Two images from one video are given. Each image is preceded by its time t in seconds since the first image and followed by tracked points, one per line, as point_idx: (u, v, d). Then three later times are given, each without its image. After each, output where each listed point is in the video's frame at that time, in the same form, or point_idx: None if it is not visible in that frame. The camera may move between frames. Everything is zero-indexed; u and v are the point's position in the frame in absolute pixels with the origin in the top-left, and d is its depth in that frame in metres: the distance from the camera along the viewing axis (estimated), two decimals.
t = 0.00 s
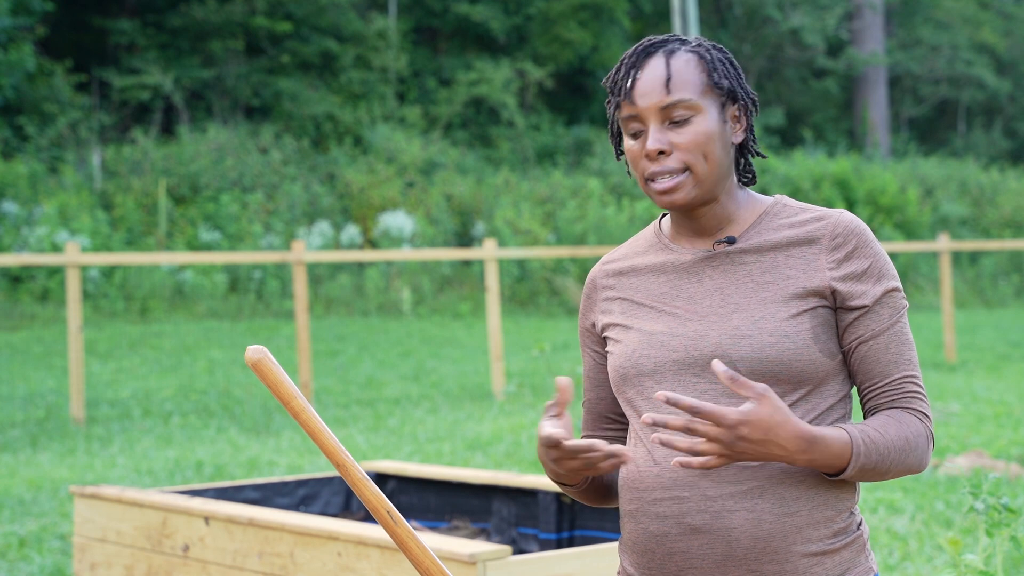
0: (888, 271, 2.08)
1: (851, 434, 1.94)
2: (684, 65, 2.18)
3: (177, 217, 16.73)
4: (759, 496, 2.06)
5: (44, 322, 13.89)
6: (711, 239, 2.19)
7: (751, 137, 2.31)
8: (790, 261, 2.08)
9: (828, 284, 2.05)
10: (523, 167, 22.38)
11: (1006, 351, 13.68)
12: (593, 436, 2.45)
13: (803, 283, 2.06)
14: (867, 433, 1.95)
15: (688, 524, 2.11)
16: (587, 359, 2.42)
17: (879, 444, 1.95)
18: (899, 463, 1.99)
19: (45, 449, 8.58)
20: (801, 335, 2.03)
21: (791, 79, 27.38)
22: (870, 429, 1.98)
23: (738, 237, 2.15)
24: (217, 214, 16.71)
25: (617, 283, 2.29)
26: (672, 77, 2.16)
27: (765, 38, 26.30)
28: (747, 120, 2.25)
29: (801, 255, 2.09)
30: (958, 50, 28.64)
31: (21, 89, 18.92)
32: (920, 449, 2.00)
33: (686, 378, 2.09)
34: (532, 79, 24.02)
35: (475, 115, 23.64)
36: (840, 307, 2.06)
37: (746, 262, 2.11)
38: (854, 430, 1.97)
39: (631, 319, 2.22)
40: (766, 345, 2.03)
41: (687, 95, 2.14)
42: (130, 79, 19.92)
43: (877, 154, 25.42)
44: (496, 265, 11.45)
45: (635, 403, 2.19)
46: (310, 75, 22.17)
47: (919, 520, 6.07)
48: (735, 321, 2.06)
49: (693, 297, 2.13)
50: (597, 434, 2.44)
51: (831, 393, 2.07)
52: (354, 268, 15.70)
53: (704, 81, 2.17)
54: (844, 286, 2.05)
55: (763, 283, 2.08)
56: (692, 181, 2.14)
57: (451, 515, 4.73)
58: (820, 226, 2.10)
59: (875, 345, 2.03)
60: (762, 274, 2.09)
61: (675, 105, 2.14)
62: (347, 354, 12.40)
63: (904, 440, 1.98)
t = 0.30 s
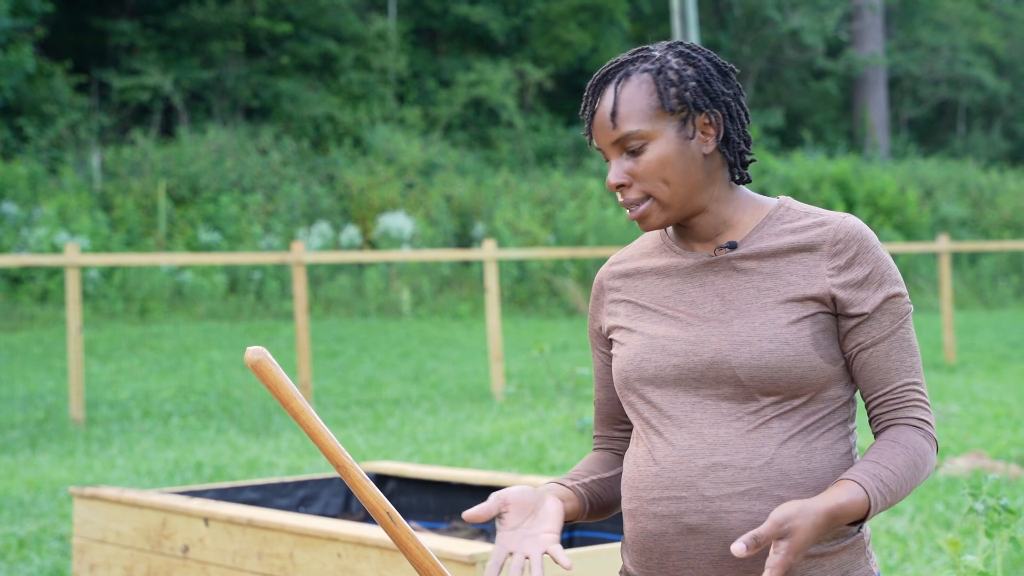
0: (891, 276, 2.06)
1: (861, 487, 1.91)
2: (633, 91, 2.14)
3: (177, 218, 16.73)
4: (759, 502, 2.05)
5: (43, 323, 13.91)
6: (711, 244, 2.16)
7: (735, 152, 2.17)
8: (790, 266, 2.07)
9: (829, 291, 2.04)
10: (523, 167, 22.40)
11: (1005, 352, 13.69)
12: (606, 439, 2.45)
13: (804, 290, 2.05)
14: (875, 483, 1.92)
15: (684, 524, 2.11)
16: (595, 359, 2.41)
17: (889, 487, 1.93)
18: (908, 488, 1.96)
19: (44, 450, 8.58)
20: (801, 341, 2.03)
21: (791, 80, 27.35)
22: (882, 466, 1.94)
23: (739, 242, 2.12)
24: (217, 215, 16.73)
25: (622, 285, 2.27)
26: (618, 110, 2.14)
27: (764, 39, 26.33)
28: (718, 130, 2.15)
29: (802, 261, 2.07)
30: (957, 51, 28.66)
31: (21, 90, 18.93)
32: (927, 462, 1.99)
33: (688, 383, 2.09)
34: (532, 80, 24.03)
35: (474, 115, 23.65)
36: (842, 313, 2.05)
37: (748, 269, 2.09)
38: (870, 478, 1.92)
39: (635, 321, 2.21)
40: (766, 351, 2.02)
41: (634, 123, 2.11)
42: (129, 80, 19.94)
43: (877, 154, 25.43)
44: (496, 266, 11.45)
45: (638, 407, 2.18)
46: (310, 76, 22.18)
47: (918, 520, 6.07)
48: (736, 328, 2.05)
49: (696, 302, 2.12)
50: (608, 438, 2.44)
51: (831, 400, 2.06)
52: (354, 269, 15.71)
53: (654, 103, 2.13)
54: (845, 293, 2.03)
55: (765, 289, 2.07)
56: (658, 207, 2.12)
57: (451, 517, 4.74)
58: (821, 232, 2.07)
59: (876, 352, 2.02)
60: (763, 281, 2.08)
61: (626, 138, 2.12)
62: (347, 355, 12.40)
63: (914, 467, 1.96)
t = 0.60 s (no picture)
0: (887, 272, 2.05)
1: (849, 486, 1.91)
2: (618, 100, 2.15)
3: (176, 219, 16.72)
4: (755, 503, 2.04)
5: (43, 324, 13.92)
6: (707, 248, 2.15)
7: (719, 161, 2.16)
8: (785, 267, 2.06)
9: (823, 291, 2.03)
10: (522, 169, 22.41)
11: (1005, 353, 13.68)
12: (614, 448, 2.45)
13: (796, 289, 2.04)
14: (865, 481, 1.91)
15: (681, 525, 2.11)
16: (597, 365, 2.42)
17: (879, 485, 1.92)
18: (904, 485, 1.96)
19: (44, 451, 8.57)
20: (796, 342, 2.02)
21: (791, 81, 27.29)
22: (873, 466, 1.93)
23: (733, 244, 2.12)
24: (217, 216, 16.73)
25: (622, 290, 2.27)
26: (604, 120, 2.14)
27: (764, 41, 26.36)
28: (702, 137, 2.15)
29: (797, 260, 2.06)
30: (957, 53, 28.66)
31: (21, 91, 18.94)
32: (925, 459, 1.98)
33: (685, 388, 2.09)
34: (531, 81, 24.02)
35: (474, 117, 23.65)
36: (836, 313, 2.04)
37: (743, 270, 2.08)
38: (858, 475, 1.92)
39: (633, 326, 2.21)
40: (761, 353, 2.02)
41: (620, 132, 2.12)
42: (129, 82, 19.96)
43: (876, 155, 25.44)
44: (496, 268, 11.45)
45: (636, 410, 2.18)
46: (309, 78, 22.16)
47: (918, 522, 6.06)
48: (731, 330, 2.05)
49: (692, 305, 2.12)
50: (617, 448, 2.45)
51: (828, 400, 2.06)
52: (354, 270, 15.71)
53: (638, 112, 2.13)
54: (839, 292, 2.03)
55: (759, 289, 2.07)
56: (646, 216, 2.12)
57: (450, 518, 4.73)
58: (815, 231, 2.06)
59: (871, 352, 2.02)
60: (758, 281, 2.07)
61: (611, 147, 2.12)
62: (346, 357, 12.40)
63: (906, 467, 1.95)
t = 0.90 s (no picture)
0: (881, 271, 2.03)
1: (826, 474, 1.93)
2: (617, 100, 2.14)
3: (176, 221, 16.72)
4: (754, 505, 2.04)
5: (43, 325, 13.93)
6: (704, 250, 2.15)
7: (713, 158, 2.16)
8: (781, 268, 2.06)
9: (820, 290, 2.02)
10: (522, 170, 22.41)
11: (1005, 354, 13.68)
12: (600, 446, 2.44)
13: (793, 291, 2.04)
14: (842, 470, 1.93)
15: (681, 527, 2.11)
16: (593, 367, 2.41)
17: (858, 476, 1.93)
18: (890, 484, 1.96)
19: (44, 453, 8.57)
20: (792, 343, 2.02)
21: (790, 83, 27.30)
22: (855, 460, 1.94)
23: (729, 246, 2.12)
24: (216, 218, 16.74)
25: (619, 291, 2.27)
26: (601, 119, 2.13)
27: (763, 42, 26.39)
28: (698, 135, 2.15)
29: (793, 261, 2.06)
30: (957, 54, 28.67)
31: (21, 93, 18.95)
32: (917, 459, 1.97)
33: (683, 391, 2.08)
34: (531, 83, 24.00)
35: (473, 118, 23.64)
36: (832, 312, 2.03)
37: (739, 271, 2.08)
38: (836, 467, 1.93)
39: (630, 327, 2.20)
40: (759, 355, 2.01)
41: (618, 132, 2.11)
42: (129, 83, 19.97)
43: (876, 157, 25.44)
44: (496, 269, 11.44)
45: (634, 413, 2.18)
46: (309, 79, 22.16)
47: (917, 523, 6.06)
48: (729, 332, 2.04)
49: (689, 307, 2.11)
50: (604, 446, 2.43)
51: (826, 400, 2.06)
52: (353, 271, 15.72)
53: (637, 112, 2.13)
54: (835, 291, 2.02)
55: (756, 291, 2.06)
56: (642, 215, 2.11)
57: (450, 519, 4.73)
58: (809, 231, 2.06)
59: (863, 351, 2.00)
60: (754, 282, 2.07)
61: (610, 146, 2.11)
62: (345, 358, 12.39)
63: (890, 463, 1.94)
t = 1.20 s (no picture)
0: (863, 265, 2.01)
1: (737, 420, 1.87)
2: (670, 70, 2.16)
3: (176, 221, 16.72)
4: (748, 504, 2.04)
5: (44, 326, 13.93)
6: (703, 246, 2.16)
7: (734, 149, 2.32)
8: (774, 266, 2.06)
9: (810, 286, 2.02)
10: (523, 171, 22.42)
11: (1005, 355, 13.68)
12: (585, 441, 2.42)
13: (784, 288, 2.03)
14: (758, 423, 1.87)
15: (678, 528, 2.10)
16: (577, 364, 2.39)
17: (776, 431, 1.87)
18: (814, 459, 1.88)
19: (44, 453, 8.58)
20: (786, 343, 2.01)
21: (790, 83, 27.31)
22: (780, 425, 1.88)
23: (726, 243, 2.12)
24: (217, 218, 16.76)
25: (617, 290, 2.27)
26: (661, 83, 2.14)
27: (764, 43, 26.41)
28: (728, 126, 2.28)
29: (785, 260, 2.06)
30: (957, 54, 28.67)
31: (21, 93, 18.96)
32: (858, 445, 1.89)
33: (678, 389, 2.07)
34: (531, 83, 23.99)
35: (474, 119, 23.64)
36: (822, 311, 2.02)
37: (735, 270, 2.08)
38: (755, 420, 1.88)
39: (627, 326, 2.20)
40: (753, 355, 2.01)
41: (681, 98, 2.13)
42: (129, 84, 19.97)
43: (876, 158, 25.45)
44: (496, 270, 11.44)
45: (629, 410, 2.17)
46: (309, 80, 22.16)
47: (918, 524, 6.06)
48: (722, 332, 2.04)
49: (684, 305, 2.11)
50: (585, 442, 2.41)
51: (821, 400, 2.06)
52: (354, 272, 15.73)
53: (692, 85, 2.17)
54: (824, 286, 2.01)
55: (749, 291, 2.06)
56: (692, 184, 2.11)
57: (450, 519, 4.73)
58: (801, 229, 2.07)
59: (825, 337, 1.97)
60: (748, 282, 2.07)
61: (668, 109, 2.12)
62: (346, 359, 12.40)
63: (818, 428, 1.89)
